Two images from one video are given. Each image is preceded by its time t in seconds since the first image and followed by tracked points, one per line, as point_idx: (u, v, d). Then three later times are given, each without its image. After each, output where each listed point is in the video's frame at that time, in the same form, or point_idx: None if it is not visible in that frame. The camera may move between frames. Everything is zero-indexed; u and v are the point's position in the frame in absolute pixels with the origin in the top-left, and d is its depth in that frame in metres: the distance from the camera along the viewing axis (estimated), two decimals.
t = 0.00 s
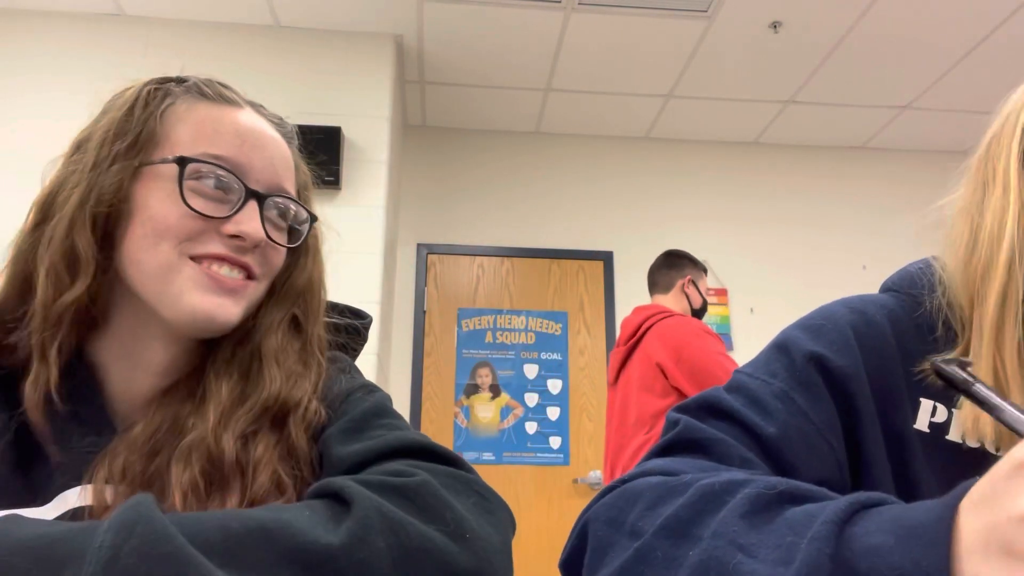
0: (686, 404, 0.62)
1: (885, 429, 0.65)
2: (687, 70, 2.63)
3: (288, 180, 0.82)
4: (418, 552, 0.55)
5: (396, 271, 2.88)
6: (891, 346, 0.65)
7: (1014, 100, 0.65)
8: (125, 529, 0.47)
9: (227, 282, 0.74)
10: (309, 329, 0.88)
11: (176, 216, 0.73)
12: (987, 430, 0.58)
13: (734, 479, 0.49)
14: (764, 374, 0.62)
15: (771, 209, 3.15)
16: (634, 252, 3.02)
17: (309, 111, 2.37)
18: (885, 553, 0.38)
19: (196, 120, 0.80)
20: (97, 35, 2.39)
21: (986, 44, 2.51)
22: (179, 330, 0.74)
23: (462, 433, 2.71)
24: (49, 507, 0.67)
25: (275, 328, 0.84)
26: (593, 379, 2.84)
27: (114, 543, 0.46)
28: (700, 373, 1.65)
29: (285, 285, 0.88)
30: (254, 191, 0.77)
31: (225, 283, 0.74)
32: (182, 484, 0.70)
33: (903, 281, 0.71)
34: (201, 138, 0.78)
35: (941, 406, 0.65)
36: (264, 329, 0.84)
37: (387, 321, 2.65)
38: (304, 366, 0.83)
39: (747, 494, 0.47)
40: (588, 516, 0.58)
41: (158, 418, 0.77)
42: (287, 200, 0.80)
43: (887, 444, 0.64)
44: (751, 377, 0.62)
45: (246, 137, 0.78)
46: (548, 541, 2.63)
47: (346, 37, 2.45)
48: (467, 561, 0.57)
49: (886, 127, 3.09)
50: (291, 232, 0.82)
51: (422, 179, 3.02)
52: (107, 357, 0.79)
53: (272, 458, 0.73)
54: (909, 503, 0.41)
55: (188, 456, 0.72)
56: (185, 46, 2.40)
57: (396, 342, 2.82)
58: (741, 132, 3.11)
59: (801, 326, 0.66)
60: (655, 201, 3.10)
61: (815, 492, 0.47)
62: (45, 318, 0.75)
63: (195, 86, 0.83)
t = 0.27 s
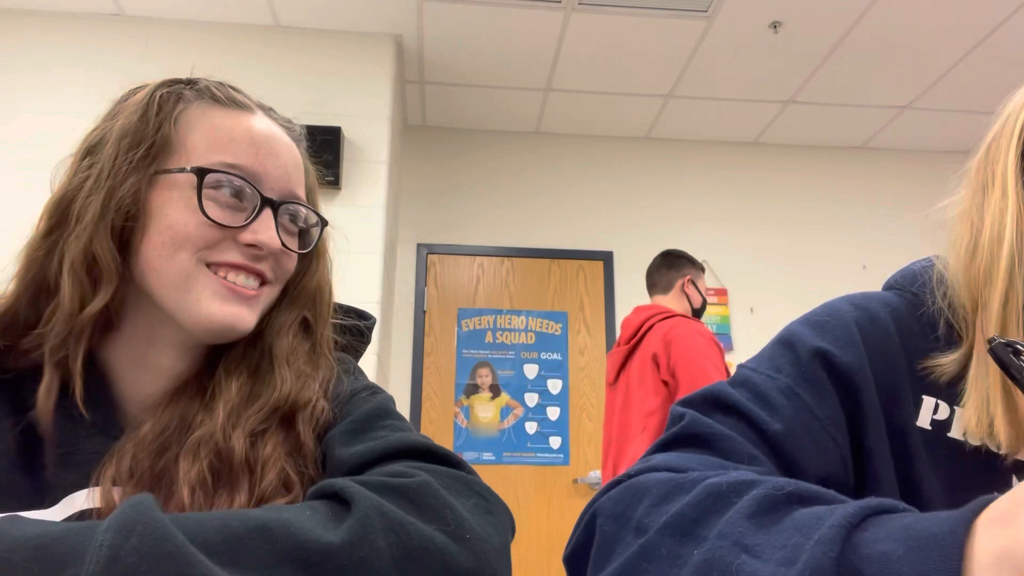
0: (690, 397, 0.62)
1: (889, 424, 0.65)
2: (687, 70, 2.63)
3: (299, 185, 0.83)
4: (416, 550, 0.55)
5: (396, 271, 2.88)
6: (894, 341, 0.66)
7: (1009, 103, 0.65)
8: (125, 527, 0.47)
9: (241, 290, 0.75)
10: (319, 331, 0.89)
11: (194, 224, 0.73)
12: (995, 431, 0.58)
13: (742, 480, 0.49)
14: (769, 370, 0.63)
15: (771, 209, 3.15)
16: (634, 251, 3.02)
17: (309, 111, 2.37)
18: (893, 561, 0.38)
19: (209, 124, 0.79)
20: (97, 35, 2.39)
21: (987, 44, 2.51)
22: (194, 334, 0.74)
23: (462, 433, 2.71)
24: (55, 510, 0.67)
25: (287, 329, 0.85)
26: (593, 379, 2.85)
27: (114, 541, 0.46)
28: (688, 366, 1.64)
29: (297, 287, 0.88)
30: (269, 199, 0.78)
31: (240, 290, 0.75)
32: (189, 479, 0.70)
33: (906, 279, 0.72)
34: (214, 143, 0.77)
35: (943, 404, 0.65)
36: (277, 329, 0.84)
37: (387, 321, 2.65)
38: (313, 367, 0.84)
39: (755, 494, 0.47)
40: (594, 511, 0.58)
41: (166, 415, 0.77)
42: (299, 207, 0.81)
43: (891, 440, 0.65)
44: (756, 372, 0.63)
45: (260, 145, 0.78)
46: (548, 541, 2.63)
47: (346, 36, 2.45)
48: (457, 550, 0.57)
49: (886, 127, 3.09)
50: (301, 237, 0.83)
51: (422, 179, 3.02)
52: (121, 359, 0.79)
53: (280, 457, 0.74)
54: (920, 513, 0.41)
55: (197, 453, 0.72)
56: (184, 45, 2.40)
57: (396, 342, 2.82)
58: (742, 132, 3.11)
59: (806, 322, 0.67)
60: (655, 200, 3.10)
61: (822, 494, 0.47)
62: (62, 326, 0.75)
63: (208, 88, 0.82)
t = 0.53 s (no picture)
0: (698, 393, 0.63)
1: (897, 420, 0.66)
2: (687, 70, 2.63)
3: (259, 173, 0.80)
4: (453, 553, 0.56)
5: (396, 271, 2.89)
6: (906, 332, 0.67)
7: None
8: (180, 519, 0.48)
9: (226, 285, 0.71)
10: (301, 331, 0.84)
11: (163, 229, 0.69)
12: (991, 432, 0.57)
13: (746, 479, 0.50)
14: (780, 365, 0.63)
15: (770, 209, 3.16)
16: (634, 252, 3.02)
17: (308, 112, 2.38)
18: (885, 563, 0.38)
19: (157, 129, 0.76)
20: (98, 36, 2.40)
21: (986, 44, 2.51)
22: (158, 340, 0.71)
23: (463, 433, 2.72)
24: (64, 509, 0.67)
25: (268, 328, 0.81)
26: (593, 379, 2.85)
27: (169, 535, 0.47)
28: (691, 367, 1.65)
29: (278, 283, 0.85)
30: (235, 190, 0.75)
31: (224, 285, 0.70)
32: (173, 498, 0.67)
33: (917, 275, 0.73)
34: (162, 145, 0.74)
35: (952, 400, 0.66)
36: (256, 329, 0.80)
37: (387, 321, 2.65)
38: (295, 367, 0.80)
39: (759, 494, 0.47)
40: (599, 507, 0.59)
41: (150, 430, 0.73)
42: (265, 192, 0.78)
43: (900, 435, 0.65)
44: (766, 367, 0.63)
45: (244, 147, 0.78)
46: (548, 541, 2.64)
47: (346, 37, 2.46)
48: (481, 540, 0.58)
49: (886, 126, 3.10)
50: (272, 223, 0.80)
51: (422, 178, 3.03)
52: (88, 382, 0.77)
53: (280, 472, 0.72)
54: (915, 514, 0.42)
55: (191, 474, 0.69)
56: (185, 45, 2.41)
57: (396, 343, 2.83)
58: (741, 132, 3.12)
59: (819, 316, 0.67)
60: (654, 200, 3.10)
61: (822, 493, 0.48)
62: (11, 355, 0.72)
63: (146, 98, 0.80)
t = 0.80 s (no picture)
0: (697, 393, 0.63)
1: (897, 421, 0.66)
2: (686, 69, 2.63)
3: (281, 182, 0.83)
4: (454, 554, 0.56)
5: (396, 271, 2.89)
6: (906, 332, 0.67)
7: None
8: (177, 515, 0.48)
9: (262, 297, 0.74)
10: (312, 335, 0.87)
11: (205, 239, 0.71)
12: (994, 432, 0.57)
13: (746, 479, 0.50)
14: (780, 365, 0.63)
15: (770, 209, 3.16)
16: (634, 251, 3.02)
17: (308, 112, 2.38)
18: (884, 564, 0.38)
19: (187, 141, 0.78)
20: (98, 35, 2.40)
21: (986, 43, 2.51)
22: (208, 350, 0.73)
23: (463, 433, 2.72)
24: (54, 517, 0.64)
25: (296, 328, 0.84)
26: (593, 379, 2.85)
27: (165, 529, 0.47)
28: (687, 370, 1.64)
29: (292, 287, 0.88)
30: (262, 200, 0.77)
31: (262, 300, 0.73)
32: (214, 498, 0.68)
33: (917, 275, 0.73)
34: (198, 159, 0.77)
35: (953, 400, 0.66)
36: (286, 331, 0.83)
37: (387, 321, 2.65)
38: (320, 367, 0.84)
39: (758, 494, 0.47)
40: (598, 506, 0.59)
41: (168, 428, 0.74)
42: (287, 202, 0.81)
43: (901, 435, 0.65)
44: (766, 367, 0.63)
45: (272, 163, 0.82)
46: (548, 541, 2.64)
47: (346, 37, 2.46)
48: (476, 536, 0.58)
49: (886, 126, 3.10)
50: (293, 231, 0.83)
51: (422, 178, 3.03)
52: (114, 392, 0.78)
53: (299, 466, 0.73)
54: (914, 513, 0.41)
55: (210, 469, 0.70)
56: (184, 45, 2.41)
57: (396, 342, 2.83)
58: (741, 132, 3.12)
59: (818, 316, 0.67)
60: (654, 200, 3.10)
61: (821, 492, 0.48)
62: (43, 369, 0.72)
63: (165, 104, 0.83)
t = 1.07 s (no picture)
0: (698, 393, 0.63)
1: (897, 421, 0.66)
2: (686, 69, 2.64)
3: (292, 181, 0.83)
4: (453, 552, 0.56)
5: (396, 271, 2.90)
6: (905, 332, 0.67)
7: None
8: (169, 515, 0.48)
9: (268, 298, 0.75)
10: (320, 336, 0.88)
11: (206, 239, 0.71)
12: (994, 433, 0.58)
13: (746, 479, 0.50)
14: (780, 366, 0.64)
15: (770, 208, 3.16)
16: (634, 252, 3.03)
17: (308, 112, 2.38)
18: (884, 565, 0.39)
19: (198, 138, 0.77)
20: (99, 35, 2.40)
21: (986, 44, 2.52)
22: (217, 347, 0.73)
23: (462, 433, 2.72)
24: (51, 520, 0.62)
25: (304, 329, 0.85)
26: (593, 379, 2.86)
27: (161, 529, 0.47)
28: (681, 370, 1.65)
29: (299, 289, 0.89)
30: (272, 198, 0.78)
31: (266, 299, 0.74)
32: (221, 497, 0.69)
33: (919, 275, 0.73)
34: (210, 157, 0.76)
35: (953, 401, 0.66)
36: (294, 330, 0.84)
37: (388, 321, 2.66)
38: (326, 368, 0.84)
39: (758, 494, 0.48)
40: (599, 506, 0.59)
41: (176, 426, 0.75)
42: (294, 199, 0.81)
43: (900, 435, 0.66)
44: (766, 367, 0.64)
45: (282, 161, 0.82)
46: (548, 541, 2.65)
47: (346, 37, 2.47)
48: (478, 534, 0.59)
49: (886, 126, 3.10)
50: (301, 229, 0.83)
51: (422, 178, 3.03)
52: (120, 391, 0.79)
53: (307, 464, 0.74)
54: (913, 514, 0.42)
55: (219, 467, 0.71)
56: (184, 45, 2.41)
57: (396, 342, 2.83)
58: (741, 132, 3.12)
59: (819, 316, 0.68)
60: (654, 200, 3.11)
61: (822, 491, 0.48)
62: (49, 365, 0.73)
63: (176, 101, 0.82)
